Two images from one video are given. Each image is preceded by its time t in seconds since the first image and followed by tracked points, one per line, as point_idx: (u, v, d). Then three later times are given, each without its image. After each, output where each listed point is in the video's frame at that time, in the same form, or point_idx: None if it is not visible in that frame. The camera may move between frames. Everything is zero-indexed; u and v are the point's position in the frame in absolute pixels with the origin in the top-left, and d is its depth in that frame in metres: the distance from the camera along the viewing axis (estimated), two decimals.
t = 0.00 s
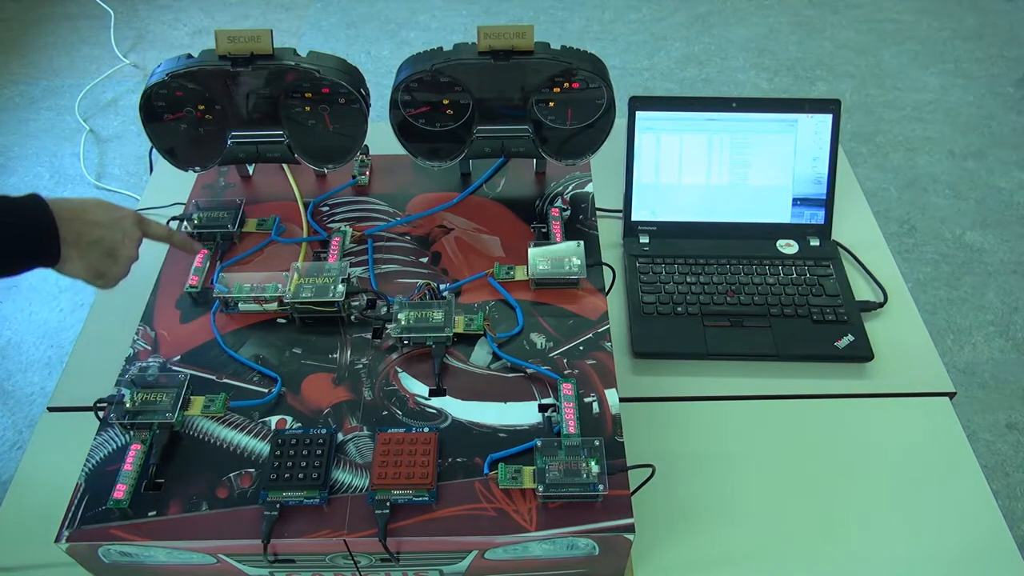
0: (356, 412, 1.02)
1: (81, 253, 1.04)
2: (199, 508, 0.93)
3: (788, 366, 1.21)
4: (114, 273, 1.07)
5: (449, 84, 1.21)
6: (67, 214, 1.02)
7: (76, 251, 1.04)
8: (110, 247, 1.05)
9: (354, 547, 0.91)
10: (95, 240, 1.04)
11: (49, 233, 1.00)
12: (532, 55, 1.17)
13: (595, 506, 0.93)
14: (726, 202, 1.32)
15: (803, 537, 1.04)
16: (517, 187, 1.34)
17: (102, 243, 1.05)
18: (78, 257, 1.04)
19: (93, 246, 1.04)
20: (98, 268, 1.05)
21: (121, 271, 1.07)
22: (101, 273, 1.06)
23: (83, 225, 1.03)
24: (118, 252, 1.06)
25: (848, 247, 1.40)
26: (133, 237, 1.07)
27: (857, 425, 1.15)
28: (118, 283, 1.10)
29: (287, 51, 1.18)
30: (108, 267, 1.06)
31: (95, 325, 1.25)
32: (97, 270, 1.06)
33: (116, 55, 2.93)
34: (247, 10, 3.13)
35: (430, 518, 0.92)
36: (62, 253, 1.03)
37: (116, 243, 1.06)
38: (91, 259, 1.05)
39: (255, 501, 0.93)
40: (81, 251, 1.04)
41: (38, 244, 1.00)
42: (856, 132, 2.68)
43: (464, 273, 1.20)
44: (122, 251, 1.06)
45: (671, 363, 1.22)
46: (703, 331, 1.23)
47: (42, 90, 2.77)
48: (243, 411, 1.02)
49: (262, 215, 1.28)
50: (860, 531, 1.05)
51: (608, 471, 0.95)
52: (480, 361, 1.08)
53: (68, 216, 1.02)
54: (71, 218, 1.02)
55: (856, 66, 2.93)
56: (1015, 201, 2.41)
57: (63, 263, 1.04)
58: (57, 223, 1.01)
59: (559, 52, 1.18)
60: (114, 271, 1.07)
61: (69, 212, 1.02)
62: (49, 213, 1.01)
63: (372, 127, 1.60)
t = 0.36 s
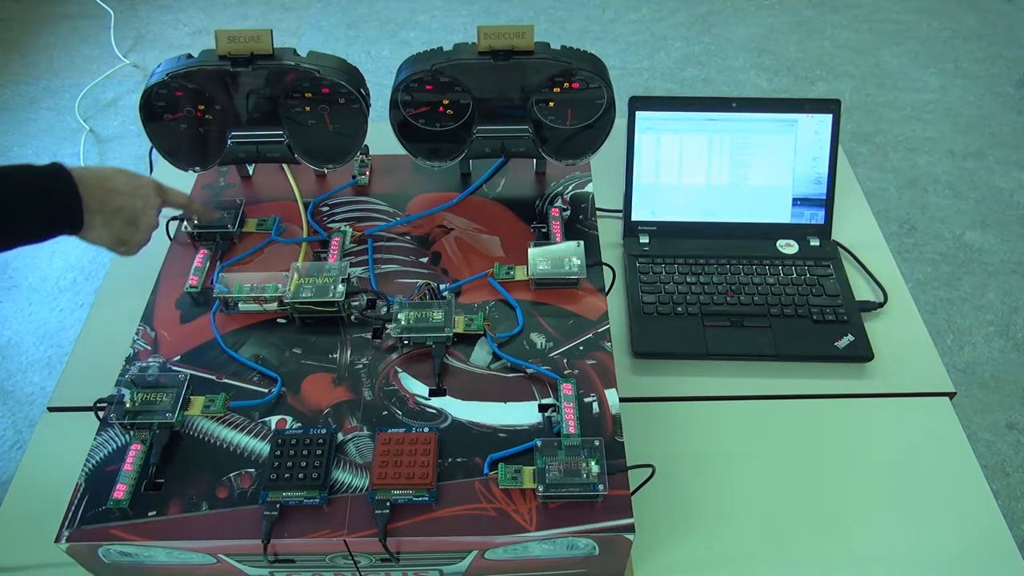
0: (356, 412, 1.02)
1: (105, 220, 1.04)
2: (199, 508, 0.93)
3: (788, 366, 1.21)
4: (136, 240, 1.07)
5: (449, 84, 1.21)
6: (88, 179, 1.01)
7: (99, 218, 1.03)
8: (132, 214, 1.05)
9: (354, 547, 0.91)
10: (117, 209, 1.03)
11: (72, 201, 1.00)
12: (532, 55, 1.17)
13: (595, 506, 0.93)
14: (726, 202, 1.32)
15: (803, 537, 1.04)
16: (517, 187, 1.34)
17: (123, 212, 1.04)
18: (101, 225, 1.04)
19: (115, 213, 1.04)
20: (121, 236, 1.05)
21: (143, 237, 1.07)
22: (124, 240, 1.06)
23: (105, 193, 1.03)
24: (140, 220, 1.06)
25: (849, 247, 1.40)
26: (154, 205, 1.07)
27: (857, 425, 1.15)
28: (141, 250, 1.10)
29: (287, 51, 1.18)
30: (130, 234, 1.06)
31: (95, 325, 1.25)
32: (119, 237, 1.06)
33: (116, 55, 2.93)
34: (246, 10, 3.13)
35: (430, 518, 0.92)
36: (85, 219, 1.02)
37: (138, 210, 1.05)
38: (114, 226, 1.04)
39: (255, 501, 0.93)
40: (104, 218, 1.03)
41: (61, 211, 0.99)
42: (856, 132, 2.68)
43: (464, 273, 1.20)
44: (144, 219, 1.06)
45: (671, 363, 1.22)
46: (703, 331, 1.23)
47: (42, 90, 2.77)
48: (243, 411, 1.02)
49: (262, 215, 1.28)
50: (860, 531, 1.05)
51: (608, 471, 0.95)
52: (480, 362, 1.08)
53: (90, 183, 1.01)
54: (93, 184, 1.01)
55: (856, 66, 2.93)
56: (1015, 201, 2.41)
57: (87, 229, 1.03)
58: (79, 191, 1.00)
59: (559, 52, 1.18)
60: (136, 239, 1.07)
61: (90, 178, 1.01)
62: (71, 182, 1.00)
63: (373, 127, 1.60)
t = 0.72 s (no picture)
0: (356, 412, 1.02)
1: (142, 200, 1.05)
2: (199, 508, 0.92)
3: (788, 366, 1.21)
4: (171, 220, 1.10)
5: (449, 84, 1.21)
6: (127, 160, 1.02)
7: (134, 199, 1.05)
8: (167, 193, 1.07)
9: (354, 547, 0.91)
10: (154, 189, 1.06)
11: (106, 184, 1.00)
12: (532, 55, 1.17)
13: (595, 506, 0.93)
14: (726, 202, 1.32)
15: (803, 537, 1.04)
16: (517, 187, 1.34)
17: (160, 192, 1.07)
18: (138, 205, 1.05)
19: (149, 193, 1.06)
20: (157, 215, 1.08)
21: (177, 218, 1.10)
22: (159, 220, 1.09)
23: (143, 174, 1.04)
24: (175, 200, 1.09)
25: (848, 247, 1.40)
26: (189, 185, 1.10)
27: (856, 426, 1.15)
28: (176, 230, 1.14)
29: (287, 51, 1.19)
30: (166, 214, 1.09)
31: (95, 325, 1.25)
32: (155, 216, 1.08)
33: (116, 55, 2.93)
34: (246, 10, 3.13)
35: (430, 518, 0.92)
36: (124, 199, 1.03)
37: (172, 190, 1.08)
38: (150, 206, 1.07)
39: (255, 501, 0.93)
40: (141, 198, 1.05)
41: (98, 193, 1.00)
42: (856, 132, 2.68)
43: (464, 273, 1.20)
44: (179, 199, 1.09)
45: (671, 363, 1.22)
46: (703, 331, 1.23)
47: (41, 90, 2.77)
48: (243, 411, 1.02)
49: (262, 214, 1.28)
50: (860, 531, 1.05)
51: (608, 471, 0.95)
52: (480, 361, 1.08)
53: (129, 164, 1.02)
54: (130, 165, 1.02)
55: (856, 66, 2.93)
56: (1015, 201, 2.41)
57: (123, 209, 1.05)
58: (118, 171, 1.01)
59: (559, 52, 1.18)
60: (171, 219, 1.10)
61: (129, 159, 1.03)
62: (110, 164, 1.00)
63: (373, 127, 1.60)
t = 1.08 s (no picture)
0: (356, 412, 1.02)
1: (159, 207, 1.06)
2: (199, 508, 0.92)
3: (788, 366, 1.21)
4: (187, 229, 1.12)
5: (449, 84, 1.21)
6: (147, 168, 1.04)
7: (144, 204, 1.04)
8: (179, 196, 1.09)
9: (354, 547, 0.91)
10: (172, 196, 1.08)
11: (110, 189, 0.99)
12: (532, 55, 1.17)
13: (595, 506, 0.93)
14: (726, 202, 1.32)
15: (803, 537, 1.04)
16: (517, 187, 1.34)
17: (178, 200, 1.09)
18: (156, 212, 1.07)
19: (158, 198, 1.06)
20: (173, 223, 1.10)
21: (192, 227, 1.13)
22: (174, 227, 1.11)
23: (161, 181, 1.06)
24: (192, 209, 1.11)
25: (848, 246, 1.40)
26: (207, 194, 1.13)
27: (856, 426, 1.15)
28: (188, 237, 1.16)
29: (287, 51, 1.19)
30: (182, 223, 1.11)
31: (95, 325, 1.25)
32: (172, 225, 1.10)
33: (116, 55, 2.93)
34: (246, 10, 3.13)
35: (430, 518, 0.92)
36: (141, 207, 1.04)
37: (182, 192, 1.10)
38: (168, 213, 1.08)
39: (255, 501, 0.93)
40: (159, 206, 1.07)
41: (108, 197, 0.99)
42: (856, 132, 2.68)
43: (464, 273, 1.20)
44: (196, 209, 1.11)
45: (671, 363, 1.22)
46: (703, 331, 1.23)
47: (41, 90, 2.77)
48: (243, 411, 1.02)
49: (262, 214, 1.28)
50: (860, 531, 1.05)
51: (608, 471, 0.95)
52: (480, 361, 1.08)
53: (148, 171, 1.04)
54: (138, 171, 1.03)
55: (856, 66, 2.93)
56: (1015, 201, 2.41)
57: (140, 217, 1.05)
58: (137, 178, 1.02)
59: (559, 52, 1.18)
60: (185, 227, 1.12)
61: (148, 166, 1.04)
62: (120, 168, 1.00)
63: (373, 127, 1.60)
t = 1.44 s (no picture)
0: (356, 412, 1.02)
1: (194, 215, 1.07)
2: (199, 508, 0.92)
3: (787, 366, 1.21)
4: (220, 238, 1.13)
5: (449, 84, 1.21)
6: (185, 174, 1.05)
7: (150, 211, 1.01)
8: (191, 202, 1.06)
9: (354, 547, 0.91)
10: (208, 206, 1.08)
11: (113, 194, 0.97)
12: (532, 55, 1.17)
13: (595, 506, 0.93)
14: (726, 202, 1.32)
15: (803, 536, 1.04)
16: (517, 187, 1.34)
17: (214, 210, 1.09)
18: (192, 220, 1.08)
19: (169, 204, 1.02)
20: (207, 232, 1.10)
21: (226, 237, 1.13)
22: (208, 236, 1.11)
23: (198, 190, 1.07)
24: (227, 219, 1.11)
25: (848, 246, 1.40)
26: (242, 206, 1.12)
27: (856, 426, 1.15)
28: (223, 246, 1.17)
29: (287, 51, 1.19)
30: (216, 232, 1.12)
31: (95, 325, 1.25)
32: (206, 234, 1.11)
33: (116, 55, 2.93)
34: (246, 10, 3.13)
35: (430, 518, 0.92)
36: (176, 214, 1.05)
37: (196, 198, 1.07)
38: (203, 222, 1.09)
39: (255, 501, 0.93)
40: (195, 214, 1.07)
41: (111, 201, 0.97)
42: (856, 132, 2.68)
43: (464, 273, 1.20)
44: (232, 219, 1.12)
45: (671, 363, 1.22)
46: (703, 331, 1.23)
47: (41, 90, 2.77)
48: (243, 411, 1.02)
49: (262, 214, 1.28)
50: (860, 531, 1.05)
51: (608, 471, 0.95)
52: (480, 361, 1.08)
53: (186, 178, 1.05)
54: (146, 172, 0.99)
55: (856, 66, 2.93)
56: (1015, 201, 2.41)
57: (176, 223, 1.07)
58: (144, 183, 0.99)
59: (559, 52, 1.18)
60: (219, 236, 1.13)
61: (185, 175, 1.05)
62: (123, 169, 0.98)
63: (373, 127, 1.60)
